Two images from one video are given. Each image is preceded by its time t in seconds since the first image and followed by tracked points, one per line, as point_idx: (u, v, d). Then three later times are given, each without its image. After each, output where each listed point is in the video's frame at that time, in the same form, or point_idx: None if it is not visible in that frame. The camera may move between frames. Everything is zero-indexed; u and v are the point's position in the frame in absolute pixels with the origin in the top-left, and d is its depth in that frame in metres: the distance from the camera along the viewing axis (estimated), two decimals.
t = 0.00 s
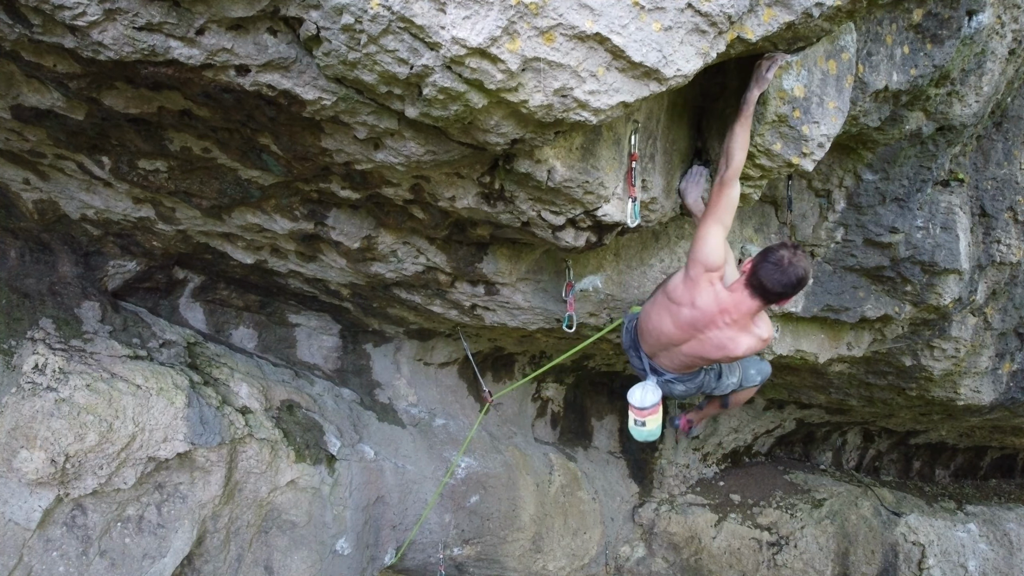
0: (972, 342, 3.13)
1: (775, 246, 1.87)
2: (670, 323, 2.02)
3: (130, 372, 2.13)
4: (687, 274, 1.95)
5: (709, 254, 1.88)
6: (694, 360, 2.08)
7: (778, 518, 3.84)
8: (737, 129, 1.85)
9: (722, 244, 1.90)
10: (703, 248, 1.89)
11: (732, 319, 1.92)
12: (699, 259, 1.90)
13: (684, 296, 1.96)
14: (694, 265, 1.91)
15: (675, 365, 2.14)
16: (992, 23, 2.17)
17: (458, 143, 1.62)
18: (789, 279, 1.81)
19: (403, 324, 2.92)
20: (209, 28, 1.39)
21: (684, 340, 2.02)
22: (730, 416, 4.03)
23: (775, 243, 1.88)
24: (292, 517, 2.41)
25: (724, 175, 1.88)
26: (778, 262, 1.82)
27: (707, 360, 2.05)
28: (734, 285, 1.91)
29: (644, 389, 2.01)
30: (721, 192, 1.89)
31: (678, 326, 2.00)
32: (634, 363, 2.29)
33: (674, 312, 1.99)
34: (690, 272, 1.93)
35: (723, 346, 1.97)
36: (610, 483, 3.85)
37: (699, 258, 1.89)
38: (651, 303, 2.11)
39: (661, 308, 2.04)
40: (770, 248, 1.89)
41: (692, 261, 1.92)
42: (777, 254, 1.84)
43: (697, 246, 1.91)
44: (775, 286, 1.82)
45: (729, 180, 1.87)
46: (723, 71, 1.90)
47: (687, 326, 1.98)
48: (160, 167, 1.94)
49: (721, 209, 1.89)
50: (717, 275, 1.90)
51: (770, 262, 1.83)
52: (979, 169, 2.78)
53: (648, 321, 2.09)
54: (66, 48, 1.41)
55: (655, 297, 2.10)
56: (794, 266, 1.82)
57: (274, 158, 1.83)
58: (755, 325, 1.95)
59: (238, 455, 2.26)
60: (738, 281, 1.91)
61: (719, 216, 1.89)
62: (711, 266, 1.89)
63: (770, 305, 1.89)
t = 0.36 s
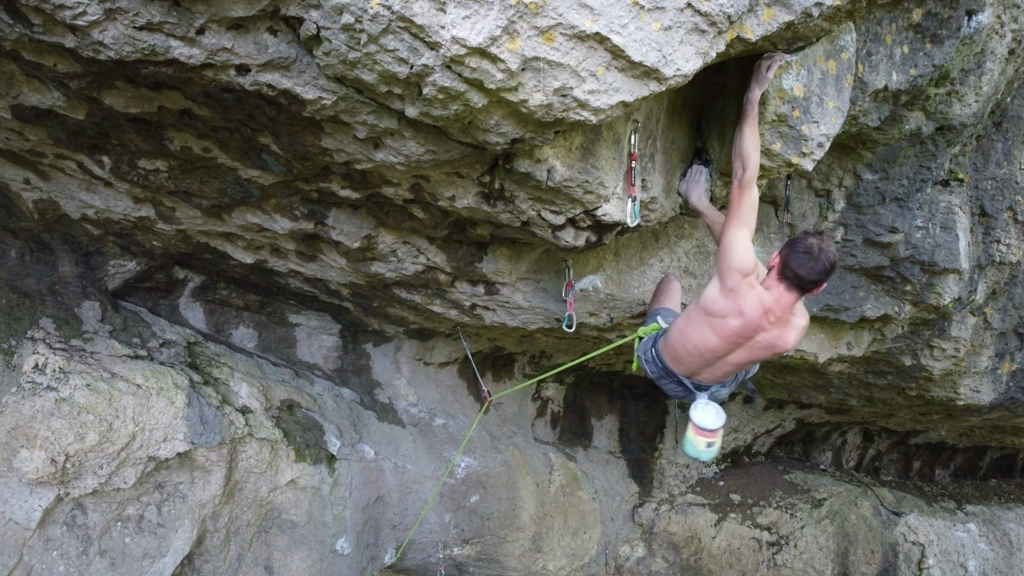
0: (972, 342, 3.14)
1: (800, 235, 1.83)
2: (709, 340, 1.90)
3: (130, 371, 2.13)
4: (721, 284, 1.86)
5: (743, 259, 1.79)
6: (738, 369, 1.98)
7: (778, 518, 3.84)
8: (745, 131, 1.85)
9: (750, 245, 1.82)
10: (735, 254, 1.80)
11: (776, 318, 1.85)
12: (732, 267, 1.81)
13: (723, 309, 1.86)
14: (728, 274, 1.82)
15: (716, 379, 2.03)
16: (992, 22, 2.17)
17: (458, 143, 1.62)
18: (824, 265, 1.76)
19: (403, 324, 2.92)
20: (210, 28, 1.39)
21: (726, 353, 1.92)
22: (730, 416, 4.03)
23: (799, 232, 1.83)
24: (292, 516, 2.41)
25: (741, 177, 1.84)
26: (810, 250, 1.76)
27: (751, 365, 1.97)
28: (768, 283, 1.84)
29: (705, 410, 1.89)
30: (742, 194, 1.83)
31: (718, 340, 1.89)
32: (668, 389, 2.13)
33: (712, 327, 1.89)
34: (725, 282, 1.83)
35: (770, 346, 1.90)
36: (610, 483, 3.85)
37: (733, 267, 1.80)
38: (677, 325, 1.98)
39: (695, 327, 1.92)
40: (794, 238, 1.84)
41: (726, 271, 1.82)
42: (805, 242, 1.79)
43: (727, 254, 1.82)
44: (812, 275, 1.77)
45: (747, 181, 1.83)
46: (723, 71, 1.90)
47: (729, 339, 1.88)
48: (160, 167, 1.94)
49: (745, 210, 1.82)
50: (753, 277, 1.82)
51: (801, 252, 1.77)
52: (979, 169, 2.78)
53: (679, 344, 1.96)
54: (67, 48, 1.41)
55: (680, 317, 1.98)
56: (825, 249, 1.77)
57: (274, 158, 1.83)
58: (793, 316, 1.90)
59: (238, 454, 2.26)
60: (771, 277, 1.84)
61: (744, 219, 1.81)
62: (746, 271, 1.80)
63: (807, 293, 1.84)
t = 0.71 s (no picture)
0: (972, 342, 3.14)
1: (808, 227, 1.84)
2: (730, 340, 1.92)
3: (130, 372, 2.13)
4: (737, 287, 1.86)
5: (758, 260, 1.80)
6: (759, 360, 2.02)
7: (778, 518, 3.84)
8: (747, 130, 1.85)
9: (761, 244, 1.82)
10: (749, 257, 1.80)
11: (795, 312, 1.87)
12: (748, 269, 1.81)
13: (742, 311, 1.86)
14: (744, 277, 1.82)
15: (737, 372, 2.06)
16: (992, 23, 2.17)
17: (458, 143, 1.62)
18: (836, 254, 1.78)
19: (403, 324, 2.92)
20: (210, 29, 1.39)
21: (748, 350, 1.94)
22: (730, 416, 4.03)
23: (806, 224, 1.84)
24: (292, 516, 2.42)
25: (749, 178, 1.81)
26: (821, 242, 1.78)
27: (773, 357, 2.01)
28: (782, 278, 1.86)
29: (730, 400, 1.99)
30: (750, 195, 1.80)
31: (740, 340, 1.90)
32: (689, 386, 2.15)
33: (732, 329, 1.89)
34: (742, 286, 1.83)
35: (790, 337, 1.93)
36: (610, 483, 3.85)
37: (750, 270, 1.80)
38: (692, 328, 1.98)
39: (714, 330, 1.92)
40: (802, 231, 1.85)
41: (742, 274, 1.82)
42: (814, 233, 1.80)
43: (741, 257, 1.82)
44: (826, 266, 1.79)
45: (756, 182, 1.80)
46: (724, 71, 1.90)
47: (751, 338, 1.89)
48: (161, 168, 1.94)
49: (755, 212, 1.80)
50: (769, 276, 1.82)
51: (813, 245, 1.78)
52: (979, 169, 2.78)
53: (699, 347, 1.96)
54: (68, 48, 1.42)
55: (695, 320, 1.98)
56: (835, 238, 1.79)
57: (274, 158, 1.83)
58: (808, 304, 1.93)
59: (239, 454, 2.26)
60: (784, 271, 1.86)
61: (756, 219, 1.80)
62: (762, 271, 1.81)
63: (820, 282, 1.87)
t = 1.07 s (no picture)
0: (972, 343, 3.14)
1: (803, 226, 1.87)
2: (725, 341, 1.92)
3: (131, 372, 2.13)
4: (734, 287, 1.86)
5: (756, 260, 1.80)
6: (751, 359, 2.03)
7: (778, 518, 3.84)
8: (748, 131, 1.85)
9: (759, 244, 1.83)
10: (748, 258, 1.81)
11: (790, 312, 1.88)
12: (747, 270, 1.82)
13: (738, 313, 1.86)
14: (743, 278, 1.82)
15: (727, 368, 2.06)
16: (993, 24, 2.17)
17: (459, 144, 1.62)
18: (831, 253, 1.82)
19: (404, 324, 2.92)
20: (212, 30, 1.39)
21: (743, 350, 1.94)
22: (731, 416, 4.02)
23: (801, 223, 1.87)
24: (293, 517, 2.42)
25: (749, 178, 1.83)
26: (818, 241, 1.81)
27: (765, 358, 2.01)
28: (777, 277, 1.88)
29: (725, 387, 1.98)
30: (750, 195, 1.82)
31: (735, 340, 1.91)
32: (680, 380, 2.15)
33: (728, 330, 1.89)
34: (740, 286, 1.84)
35: (783, 338, 1.94)
36: (611, 483, 3.85)
37: (749, 271, 1.81)
38: (687, 326, 1.98)
39: (710, 330, 1.92)
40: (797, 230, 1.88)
41: (740, 275, 1.82)
42: (809, 233, 1.83)
43: (740, 257, 1.82)
44: (822, 266, 1.82)
45: (755, 182, 1.82)
46: (724, 72, 1.91)
47: (747, 339, 1.90)
48: (162, 168, 1.94)
49: (754, 212, 1.80)
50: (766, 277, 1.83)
51: (808, 244, 1.82)
52: (980, 170, 2.78)
53: (693, 346, 1.96)
54: (69, 49, 1.42)
55: (690, 318, 1.97)
56: (830, 238, 1.83)
57: (276, 159, 1.83)
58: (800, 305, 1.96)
59: (240, 455, 2.26)
60: (779, 271, 1.88)
61: (754, 219, 1.80)
62: (760, 273, 1.81)
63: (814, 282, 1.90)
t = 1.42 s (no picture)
0: (973, 343, 3.14)
1: (809, 237, 1.79)
2: (716, 339, 1.93)
3: (132, 373, 2.14)
4: (728, 288, 1.86)
5: (748, 262, 1.80)
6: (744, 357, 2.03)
7: (779, 518, 3.85)
8: (748, 131, 1.85)
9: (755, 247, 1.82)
10: (743, 259, 1.80)
11: (784, 318, 1.86)
12: (740, 270, 1.82)
13: (729, 313, 1.86)
14: (735, 279, 1.82)
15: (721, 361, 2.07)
16: (994, 25, 2.17)
17: (461, 145, 1.62)
18: (831, 271, 1.75)
19: (405, 325, 2.92)
20: (215, 31, 1.39)
21: (735, 348, 1.95)
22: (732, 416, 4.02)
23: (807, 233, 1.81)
24: (294, 517, 2.42)
25: (746, 178, 1.82)
26: (818, 259, 1.74)
27: (760, 357, 2.01)
28: (774, 282, 1.84)
29: (710, 376, 1.97)
30: (746, 195, 1.81)
31: (725, 339, 1.92)
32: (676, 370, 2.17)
33: (718, 328, 1.90)
34: (732, 288, 1.83)
35: (775, 343, 1.93)
36: (611, 483, 3.85)
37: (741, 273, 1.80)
38: (682, 319, 2.00)
39: (701, 327, 1.94)
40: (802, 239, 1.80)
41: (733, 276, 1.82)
42: (813, 246, 1.76)
43: (733, 257, 1.82)
44: (819, 283, 1.76)
45: (752, 182, 1.81)
46: (725, 73, 1.91)
47: (737, 339, 1.90)
48: (164, 169, 1.94)
49: (750, 214, 1.80)
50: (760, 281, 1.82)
51: (807, 258, 1.75)
52: (980, 170, 2.78)
53: (686, 340, 1.99)
54: (72, 50, 1.42)
55: (685, 312, 1.99)
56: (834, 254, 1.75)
57: (278, 160, 1.83)
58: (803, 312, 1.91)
59: (241, 455, 2.26)
60: (776, 277, 1.84)
61: (750, 221, 1.80)
62: (753, 276, 1.80)
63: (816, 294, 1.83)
